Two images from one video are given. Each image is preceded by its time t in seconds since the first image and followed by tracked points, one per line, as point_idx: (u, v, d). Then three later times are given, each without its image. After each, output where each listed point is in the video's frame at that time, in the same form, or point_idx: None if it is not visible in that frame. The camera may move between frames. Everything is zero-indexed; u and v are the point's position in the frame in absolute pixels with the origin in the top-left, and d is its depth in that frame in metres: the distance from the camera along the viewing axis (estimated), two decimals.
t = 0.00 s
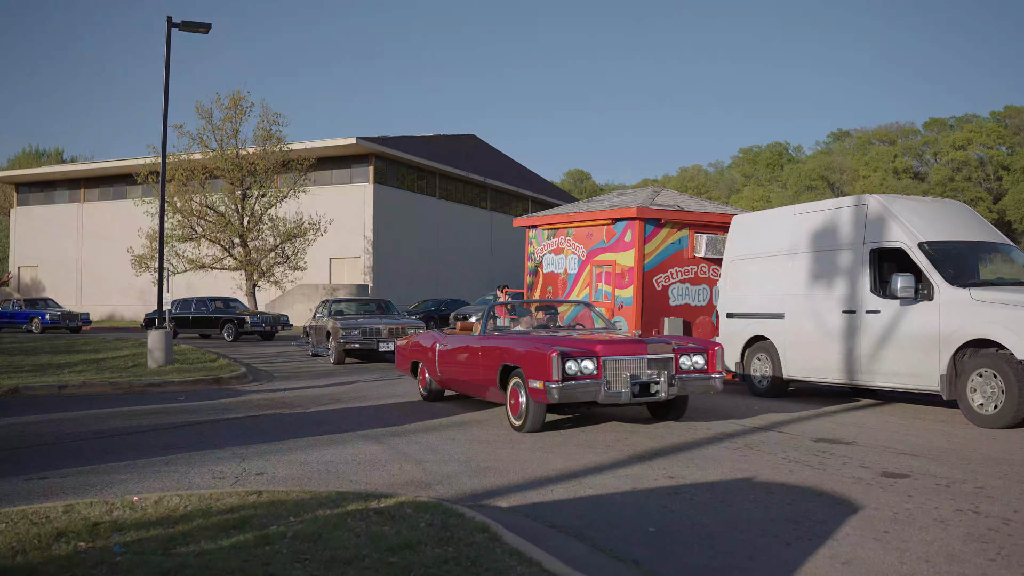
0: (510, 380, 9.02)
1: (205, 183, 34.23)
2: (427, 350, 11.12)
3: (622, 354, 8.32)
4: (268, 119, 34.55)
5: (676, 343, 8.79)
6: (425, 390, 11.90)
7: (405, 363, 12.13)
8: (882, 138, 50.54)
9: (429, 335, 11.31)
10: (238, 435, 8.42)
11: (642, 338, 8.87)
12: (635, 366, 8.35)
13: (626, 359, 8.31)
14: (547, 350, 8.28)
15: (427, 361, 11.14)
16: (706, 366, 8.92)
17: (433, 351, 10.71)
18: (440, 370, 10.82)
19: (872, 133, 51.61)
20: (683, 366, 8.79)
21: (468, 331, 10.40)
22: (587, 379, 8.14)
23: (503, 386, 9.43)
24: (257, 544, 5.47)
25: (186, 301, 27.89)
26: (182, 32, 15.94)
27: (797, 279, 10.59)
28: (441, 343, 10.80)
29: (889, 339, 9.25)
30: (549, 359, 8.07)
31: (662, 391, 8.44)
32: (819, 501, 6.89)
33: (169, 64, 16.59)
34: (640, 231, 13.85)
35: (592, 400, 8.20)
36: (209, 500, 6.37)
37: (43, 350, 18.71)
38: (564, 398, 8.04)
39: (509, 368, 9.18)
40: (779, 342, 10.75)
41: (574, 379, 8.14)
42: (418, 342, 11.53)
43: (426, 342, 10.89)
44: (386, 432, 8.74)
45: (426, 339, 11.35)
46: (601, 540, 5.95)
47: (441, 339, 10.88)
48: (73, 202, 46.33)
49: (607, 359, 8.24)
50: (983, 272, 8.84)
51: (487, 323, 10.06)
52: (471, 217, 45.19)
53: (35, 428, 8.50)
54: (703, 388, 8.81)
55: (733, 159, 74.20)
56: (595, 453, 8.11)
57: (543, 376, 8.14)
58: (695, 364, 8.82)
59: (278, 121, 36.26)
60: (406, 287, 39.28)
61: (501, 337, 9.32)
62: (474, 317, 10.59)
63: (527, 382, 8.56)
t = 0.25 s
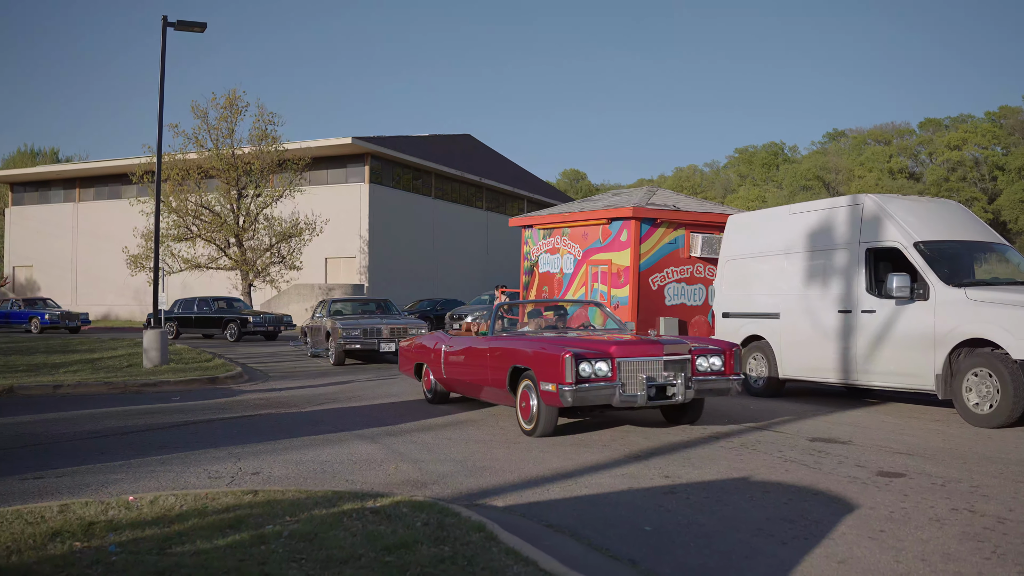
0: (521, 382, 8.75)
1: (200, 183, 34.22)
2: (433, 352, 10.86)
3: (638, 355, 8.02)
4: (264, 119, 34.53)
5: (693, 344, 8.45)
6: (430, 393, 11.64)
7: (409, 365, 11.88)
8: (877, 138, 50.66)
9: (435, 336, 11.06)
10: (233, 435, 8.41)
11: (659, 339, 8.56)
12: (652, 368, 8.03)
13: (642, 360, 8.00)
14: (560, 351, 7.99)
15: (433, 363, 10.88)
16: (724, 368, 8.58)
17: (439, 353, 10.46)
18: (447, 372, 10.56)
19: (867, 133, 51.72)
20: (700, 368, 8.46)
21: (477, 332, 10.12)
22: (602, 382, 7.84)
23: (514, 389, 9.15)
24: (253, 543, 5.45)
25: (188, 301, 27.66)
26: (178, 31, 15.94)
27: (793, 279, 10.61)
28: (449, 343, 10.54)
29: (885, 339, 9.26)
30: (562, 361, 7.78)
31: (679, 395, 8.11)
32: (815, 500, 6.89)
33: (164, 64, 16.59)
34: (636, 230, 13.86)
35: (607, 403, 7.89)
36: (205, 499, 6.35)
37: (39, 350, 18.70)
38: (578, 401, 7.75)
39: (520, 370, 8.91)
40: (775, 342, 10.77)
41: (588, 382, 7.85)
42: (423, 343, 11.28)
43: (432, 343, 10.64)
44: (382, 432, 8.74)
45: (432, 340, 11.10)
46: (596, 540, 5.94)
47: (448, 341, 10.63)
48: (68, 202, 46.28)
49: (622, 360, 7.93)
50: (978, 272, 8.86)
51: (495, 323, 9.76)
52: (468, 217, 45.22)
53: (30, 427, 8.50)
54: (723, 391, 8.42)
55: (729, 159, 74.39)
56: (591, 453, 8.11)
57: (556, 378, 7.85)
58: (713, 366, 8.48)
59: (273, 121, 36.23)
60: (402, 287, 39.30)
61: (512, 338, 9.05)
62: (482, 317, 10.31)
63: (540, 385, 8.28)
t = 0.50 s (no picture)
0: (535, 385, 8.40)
1: (197, 183, 34.13)
2: (441, 353, 10.52)
3: (658, 357, 7.60)
4: (261, 118, 34.49)
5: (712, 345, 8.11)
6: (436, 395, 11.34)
7: (415, 367, 11.57)
8: (873, 138, 50.78)
9: (442, 337, 10.74)
10: (230, 434, 8.42)
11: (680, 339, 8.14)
12: (672, 371, 7.63)
13: (662, 362, 7.57)
14: (576, 353, 7.58)
15: (441, 365, 10.53)
16: (745, 370, 8.22)
17: (448, 354, 10.12)
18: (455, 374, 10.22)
19: (864, 133, 51.82)
20: (720, 370, 8.10)
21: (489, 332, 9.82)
22: (620, 385, 7.43)
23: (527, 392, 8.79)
24: (250, 543, 5.42)
25: (192, 301, 27.51)
26: (174, 31, 15.94)
27: (789, 278, 10.62)
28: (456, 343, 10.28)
29: (882, 338, 9.27)
30: (578, 363, 7.38)
31: (700, 399, 7.71)
32: (813, 499, 6.88)
33: (161, 64, 16.59)
34: (633, 230, 13.87)
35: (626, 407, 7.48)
36: (202, 499, 6.34)
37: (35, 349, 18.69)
38: (595, 405, 7.34)
39: (533, 372, 8.55)
40: (771, 342, 10.78)
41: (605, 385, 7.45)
42: (430, 344, 10.96)
43: (440, 344, 10.31)
44: (379, 432, 8.74)
45: (438, 341, 10.78)
46: (594, 539, 5.93)
47: (457, 342, 10.30)
48: (64, 201, 46.24)
49: (641, 362, 7.51)
50: (974, 271, 8.88)
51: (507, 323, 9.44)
52: (465, 217, 45.24)
53: (27, 427, 8.49)
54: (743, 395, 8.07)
55: (726, 159, 74.55)
56: (588, 452, 8.12)
57: (572, 381, 7.46)
58: (733, 368, 8.13)
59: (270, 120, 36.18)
60: (399, 287, 39.31)
61: (525, 339, 8.67)
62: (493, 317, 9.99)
63: (555, 388, 7.88)
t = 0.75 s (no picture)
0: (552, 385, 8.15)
1: (194, 181, 34.04)
2: (450, 353, 10.25)
3: (680, 357, 7.35)
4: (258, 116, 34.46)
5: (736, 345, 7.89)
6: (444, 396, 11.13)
7: (422, 367, 11.32)
8: (871, 136, 50.86)
9: (451, 337, 10.49)
10: (228, 432, 8.41)
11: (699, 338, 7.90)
12: (694, 372, 7.41)
13: (684, 361, 7.34)
14: (595, 352, 7.28)
15: (450, 365, 10.25)
16: (770, 370, 8.01)
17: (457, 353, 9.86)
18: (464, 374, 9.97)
19: (861, 131, 51.91)
20: (744, 370, 7.90)
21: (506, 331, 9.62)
22: (641, 386, 7.17)
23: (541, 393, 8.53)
24: (249, 540, 5.37)
25: (197, 300, 27.33)
26: (172, 28, 15.92)
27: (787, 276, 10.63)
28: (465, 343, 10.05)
29: (880, 336, 9.29)
30: (598, 363, 7.07)
31: (724, 401, 7.54)
32: (811, 497, 6.88)
33: (158, 61, 16.58)
34: (631, 228, 13.88)
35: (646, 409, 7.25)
36: (201, 497, 6.31)
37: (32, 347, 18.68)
38: (616, 407, 7.07)
39: (549, 372, 8.29)
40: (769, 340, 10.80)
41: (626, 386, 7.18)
42: (438, 343, 10.70)
43: (449, 343, 10.06)
44: (377, 429, 8.73)
45: (446, 340, 10.53)
46: (593, 537, 5.91)
47: (466, 341, 10.05)
48: (61, 199, 46.19)
49: (662, 362, 7.26)
50: (972, 269, 8.89)
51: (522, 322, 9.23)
52: (463, 215, 45.25)
53: (24, 424, 8.48)
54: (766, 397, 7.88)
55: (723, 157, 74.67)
56: (587, 450, 8.13)
57: (591, 382, 7.15)
58: (757, 369, 7.93)
59: (268, 118, 36.10)
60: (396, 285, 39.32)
61: (541, 338, 8.40)
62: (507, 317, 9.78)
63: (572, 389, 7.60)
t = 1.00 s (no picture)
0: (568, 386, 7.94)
1: (191, 177, 34.16)
2: (458, 350, 10.04)
3: (705, 356, 7.12)
4: (255, 112, 34.41)
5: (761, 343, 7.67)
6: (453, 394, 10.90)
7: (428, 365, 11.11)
8: (868, 132, 50.91)
9: (459, 333, 10.29)
10: (224, 428, 8.41)
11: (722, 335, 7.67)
12: (720, 371, 7.17)
13: (708, 360, 7.12)
14: (616, 351, 7.10)
15: (458, 363, 10.05)
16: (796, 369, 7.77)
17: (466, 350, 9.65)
18: (473, 372, 9.76)
19: (859, 127, 51.97)
20: (769, 369, 7.70)
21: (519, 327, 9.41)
22: (663, 386, 6.98)
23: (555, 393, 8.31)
24: (245, 536, 5.33)
25: (200, 295, 27.16)
26: (168, 23, 15.89)
27: (784, 272, 10.65)
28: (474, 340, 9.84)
29: (876, 332, 9.32)
30: (620, 362, 6.88)
31: (748, 401, 7.29)
32: (807, 492, 6.87)
33: (154, 56, 16.55)
34: (627, 224, 13.89)
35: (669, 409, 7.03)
36: (197, 493, 6.28)
37: (28, 343, 18.66)
38: (639, 407, 6.87)
39: (564, 371, 8.07)
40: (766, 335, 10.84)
41: (649, 386, 6.97)
42: (445, 340, 10.50)
43: (458, 340, 9.85)
44: (374, 425, 8.73)
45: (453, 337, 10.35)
46: (590, 532, 5.90)
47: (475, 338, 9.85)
48: (58, 195, 46.11)
49: (686, 361, 7.05)
50: (967, 266, 8.92)
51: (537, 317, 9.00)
52: (460, 211, 45.24)
53: (20, 420, 8.47)
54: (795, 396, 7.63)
55: (721, 153, 74.76)
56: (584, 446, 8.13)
57: (613, 382, 6.95)
58: (783, 368, 7.70)
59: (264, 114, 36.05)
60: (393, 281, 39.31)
61: (557, 336, 8.19)
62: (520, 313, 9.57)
63: (591, 388, 7.39)
